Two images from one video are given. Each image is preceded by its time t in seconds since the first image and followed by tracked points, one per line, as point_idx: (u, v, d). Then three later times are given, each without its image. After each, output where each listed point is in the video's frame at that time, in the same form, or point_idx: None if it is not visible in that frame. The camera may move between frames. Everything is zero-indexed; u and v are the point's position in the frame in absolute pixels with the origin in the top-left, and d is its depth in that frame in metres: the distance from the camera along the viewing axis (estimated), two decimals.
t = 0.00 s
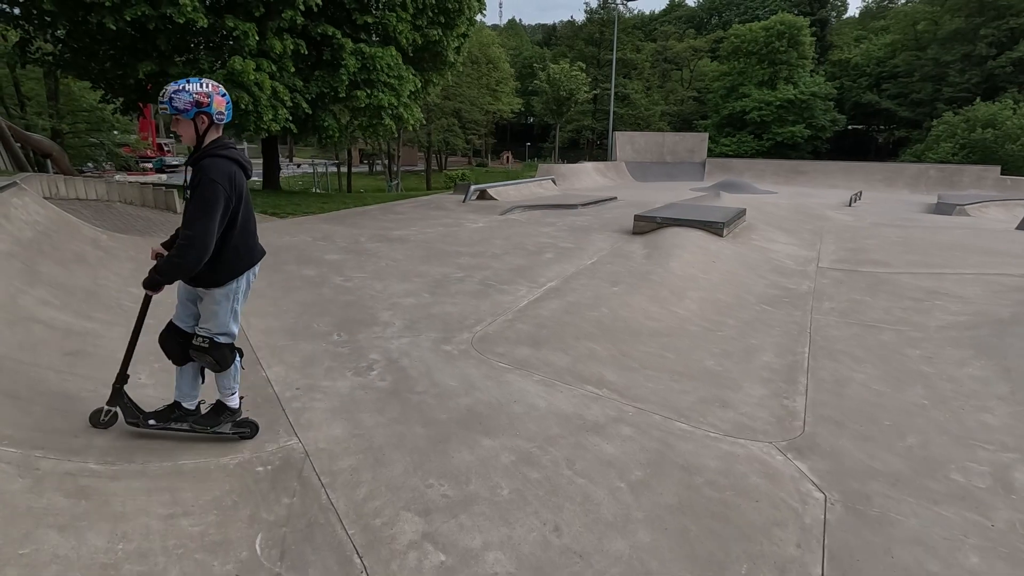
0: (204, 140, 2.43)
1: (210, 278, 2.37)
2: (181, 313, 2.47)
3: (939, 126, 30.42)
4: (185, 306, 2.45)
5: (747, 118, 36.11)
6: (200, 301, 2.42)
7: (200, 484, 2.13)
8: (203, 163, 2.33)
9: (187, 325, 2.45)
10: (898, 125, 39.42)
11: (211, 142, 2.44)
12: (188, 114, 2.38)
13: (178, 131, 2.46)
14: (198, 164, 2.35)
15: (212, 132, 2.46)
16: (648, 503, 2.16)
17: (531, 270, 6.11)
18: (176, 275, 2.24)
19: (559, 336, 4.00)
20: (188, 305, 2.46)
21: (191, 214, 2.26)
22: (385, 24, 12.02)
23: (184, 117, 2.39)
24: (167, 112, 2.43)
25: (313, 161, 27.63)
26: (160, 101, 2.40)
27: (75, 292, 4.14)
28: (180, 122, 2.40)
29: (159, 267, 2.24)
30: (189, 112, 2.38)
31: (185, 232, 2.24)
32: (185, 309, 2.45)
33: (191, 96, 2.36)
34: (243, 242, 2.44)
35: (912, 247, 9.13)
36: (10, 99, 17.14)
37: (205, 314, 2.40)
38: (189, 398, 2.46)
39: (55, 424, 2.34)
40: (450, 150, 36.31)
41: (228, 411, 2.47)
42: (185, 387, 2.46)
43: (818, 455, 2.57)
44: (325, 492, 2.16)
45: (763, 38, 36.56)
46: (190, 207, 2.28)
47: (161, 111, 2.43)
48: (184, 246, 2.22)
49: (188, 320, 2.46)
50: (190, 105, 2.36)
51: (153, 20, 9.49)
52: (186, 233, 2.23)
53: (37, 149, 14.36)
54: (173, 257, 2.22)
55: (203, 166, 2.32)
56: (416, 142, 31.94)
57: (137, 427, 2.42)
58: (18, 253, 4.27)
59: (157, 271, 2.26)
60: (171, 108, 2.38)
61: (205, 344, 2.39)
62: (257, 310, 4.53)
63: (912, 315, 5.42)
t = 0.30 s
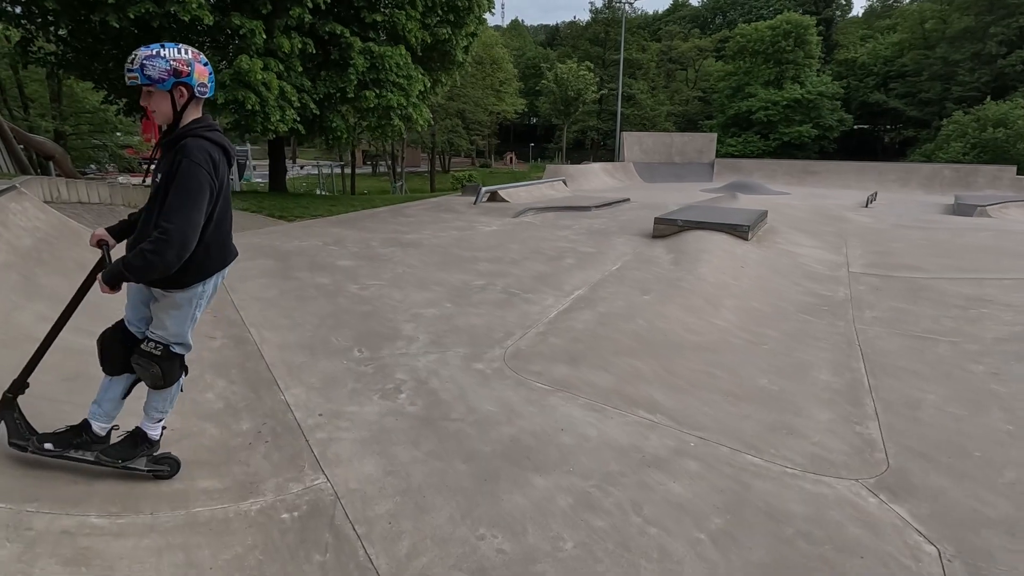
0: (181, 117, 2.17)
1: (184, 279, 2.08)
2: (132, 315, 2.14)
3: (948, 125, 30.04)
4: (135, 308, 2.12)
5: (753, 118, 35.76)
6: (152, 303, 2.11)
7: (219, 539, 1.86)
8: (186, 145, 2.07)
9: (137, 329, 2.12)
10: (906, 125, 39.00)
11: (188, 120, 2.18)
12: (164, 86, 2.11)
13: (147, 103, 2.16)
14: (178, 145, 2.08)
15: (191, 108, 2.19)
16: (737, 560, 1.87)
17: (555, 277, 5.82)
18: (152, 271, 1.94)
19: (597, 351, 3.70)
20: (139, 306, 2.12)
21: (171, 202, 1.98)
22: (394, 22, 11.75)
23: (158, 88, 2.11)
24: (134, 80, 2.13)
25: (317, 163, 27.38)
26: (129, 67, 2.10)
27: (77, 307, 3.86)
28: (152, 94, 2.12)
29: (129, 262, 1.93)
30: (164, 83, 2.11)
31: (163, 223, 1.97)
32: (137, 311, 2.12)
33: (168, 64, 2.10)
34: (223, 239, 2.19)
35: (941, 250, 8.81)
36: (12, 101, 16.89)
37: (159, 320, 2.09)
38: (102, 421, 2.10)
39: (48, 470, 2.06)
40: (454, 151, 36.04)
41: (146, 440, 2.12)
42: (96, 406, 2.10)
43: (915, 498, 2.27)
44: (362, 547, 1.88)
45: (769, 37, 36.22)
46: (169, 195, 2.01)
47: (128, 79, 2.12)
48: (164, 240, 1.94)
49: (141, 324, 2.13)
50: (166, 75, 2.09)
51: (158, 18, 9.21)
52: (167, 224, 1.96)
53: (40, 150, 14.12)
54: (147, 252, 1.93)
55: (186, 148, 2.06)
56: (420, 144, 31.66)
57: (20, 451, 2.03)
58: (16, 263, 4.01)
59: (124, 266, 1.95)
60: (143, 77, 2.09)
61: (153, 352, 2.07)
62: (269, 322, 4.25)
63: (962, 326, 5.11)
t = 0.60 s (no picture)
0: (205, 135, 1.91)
1: (211, 314, 1.80)
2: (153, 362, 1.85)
3: (943, 127, 30.07)
4: (164, 355, 1.84)
5: (748, 120, 35.74)
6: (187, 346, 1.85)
7: None
8: (212, 165, 1.81)
9: (167, 381, 1.85)
10: (900, 127, 39.07)
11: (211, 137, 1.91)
12: (183, 102, 1.86)
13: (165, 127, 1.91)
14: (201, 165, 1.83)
15: (213, 127, 1.93)
16: None
17: (566, 285, 5.56)
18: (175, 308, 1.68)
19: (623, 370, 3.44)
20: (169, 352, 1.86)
21: (194, 227, 1.72)
22: (391, 22, 11.47)
23: (173, 103, 1.85)
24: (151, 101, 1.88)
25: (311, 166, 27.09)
26: (144, 84, 1.86)
27: (56, 327, 3.58)
28: (170, 114, 1.87)
29: (145, 297, 1.67)
30: (186, 99, 1.86)
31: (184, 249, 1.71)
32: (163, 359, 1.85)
33: (189, 77, 1.85)
34: (259, 268, 1.92)
35: (955, 254, 8.60)
36: None
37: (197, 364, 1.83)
38: (158, 478, 1.87)
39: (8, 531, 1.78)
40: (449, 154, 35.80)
41: (209, 489, 1.91)
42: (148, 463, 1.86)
43: (1004, 546, 2.01)
44: None
45: (763, 40, 36.26)
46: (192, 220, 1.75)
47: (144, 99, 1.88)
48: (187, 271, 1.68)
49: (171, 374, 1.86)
50: (188, 89, 1.84)
51: (147, 17, 8.92)
52: (189, 252, 1.69)
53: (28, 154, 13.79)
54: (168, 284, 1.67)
55: (210, 168, 1.80)
56: (415, 147, 31.40)
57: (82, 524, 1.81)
58: None
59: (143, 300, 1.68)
60: (161, 93, 1.84)
61: (202, 398, 1.83)
62: (266, 337, 3.96)
63: (995, 335, 4.88)
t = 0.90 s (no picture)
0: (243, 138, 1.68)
1: (292, 328, 1.66)
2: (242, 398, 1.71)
3: (900, 129, 31.05)
4: (259, 388, 1.71)
5: (714, 124, 36.31)
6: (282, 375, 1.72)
7: None
8: (260, 167, 1.62)
9: (264, 414, 1.72)
10: (858, 130, 40.25)
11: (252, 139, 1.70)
12: (216, 101, 1.64)
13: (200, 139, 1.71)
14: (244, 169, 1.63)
15: (251, 126, 1.73)
16: None
17: (549, 291, 5.26)
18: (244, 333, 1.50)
19: (620, 385, 3.14)
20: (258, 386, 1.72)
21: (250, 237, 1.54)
22: (357, 21, 11.05)
23: (202, 106, 1.62)
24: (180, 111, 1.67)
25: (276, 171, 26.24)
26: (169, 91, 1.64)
27: None
28: (201, 121, 1.65)
29: (207, 324, 1.46)
30: (222, 98, 1.63)
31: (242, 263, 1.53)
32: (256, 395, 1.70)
33: (222, 75, 1.63)
34: (323, 275, 1.75)
35: (929, 253, 8.63)
36: None
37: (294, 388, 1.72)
38: (273, 513, 1.75)
39: None
40: (418, 159, 35.28)
41: (317, 505, 1.83)
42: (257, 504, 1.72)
43: None
44: None
45: (726, 46, 37.00)
46: (246, 228, 1.57)
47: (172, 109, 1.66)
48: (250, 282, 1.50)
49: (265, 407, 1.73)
50: (223, 87, 1.62)
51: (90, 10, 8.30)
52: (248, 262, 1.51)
53: None
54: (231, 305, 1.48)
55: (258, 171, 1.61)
56: (383, 151, 30.81)
57: None
58: None
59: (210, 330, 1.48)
60: (193, 96, 1.60)
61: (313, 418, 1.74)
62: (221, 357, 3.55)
63: (988, 335, 4.77)
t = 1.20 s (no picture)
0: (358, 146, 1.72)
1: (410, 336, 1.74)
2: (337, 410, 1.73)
3: (832, 133, 32.66)
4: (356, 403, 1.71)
5: (660, 128, 37.15)
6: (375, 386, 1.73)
7: None
8: (385, 181, 1.71)
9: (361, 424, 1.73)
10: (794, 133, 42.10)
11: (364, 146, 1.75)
12: (343, 105, 1.67)
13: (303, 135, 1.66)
14: (370, 179, 1.69)
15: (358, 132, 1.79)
16: None
17: (514, 302, 5.00)
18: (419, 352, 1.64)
19: (602, 408, 2.91)
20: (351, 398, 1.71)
21: (401, 254, 1.66)
22: (298, 19, 10.46)
23: (338, 107, 1.64)
24: (298, 110, 1.63)
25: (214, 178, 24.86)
26: (294, 85, 1.59)
27: None
28: (322, 122, 1.63)
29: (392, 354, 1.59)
30: (357, 104, 1.68)
31: (394, 279, 1.65)
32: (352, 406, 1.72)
33: (356, 80, 1.69)
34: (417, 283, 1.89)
35: (876, 252, 8.88)
36: None
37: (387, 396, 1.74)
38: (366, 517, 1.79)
39: None
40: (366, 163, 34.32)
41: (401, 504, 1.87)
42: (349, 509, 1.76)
43: None
44: None
45: (669, 52, 38.06)
46: (391, 241, 1.67)
47: (291, 102, 1.61)
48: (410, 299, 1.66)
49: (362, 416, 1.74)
50: (361, 93, 1.68)
51: None
52: (403, 279, 1.65)
53: None
54: (402, 323, 1.61)
55: (383, 184, 1.70)
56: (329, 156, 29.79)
57: None
58: None
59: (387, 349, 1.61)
60: (335, 96, 1.61)
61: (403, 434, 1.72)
62: (145, 395, 3.08)
63: (948, 335, 4.82)
